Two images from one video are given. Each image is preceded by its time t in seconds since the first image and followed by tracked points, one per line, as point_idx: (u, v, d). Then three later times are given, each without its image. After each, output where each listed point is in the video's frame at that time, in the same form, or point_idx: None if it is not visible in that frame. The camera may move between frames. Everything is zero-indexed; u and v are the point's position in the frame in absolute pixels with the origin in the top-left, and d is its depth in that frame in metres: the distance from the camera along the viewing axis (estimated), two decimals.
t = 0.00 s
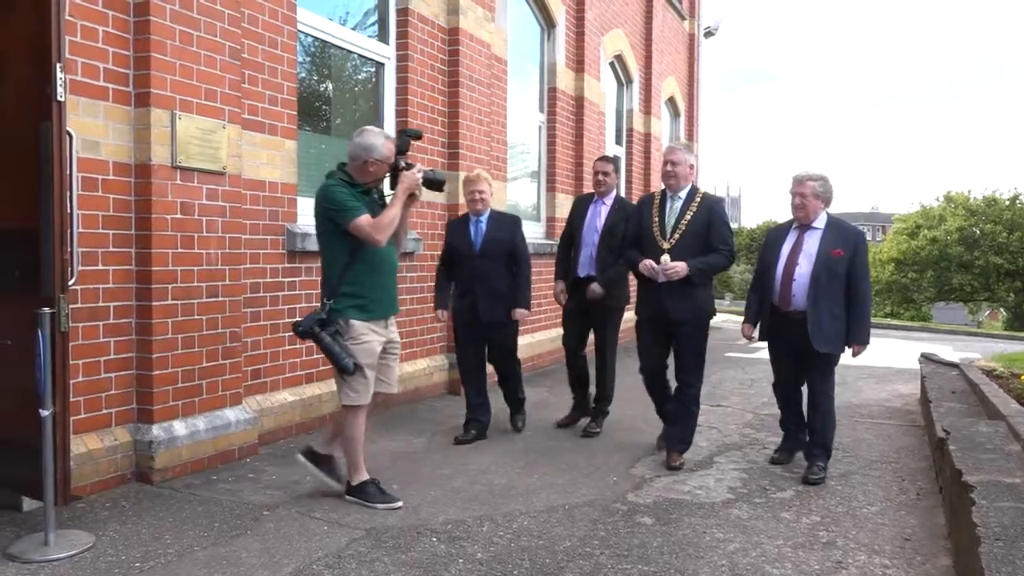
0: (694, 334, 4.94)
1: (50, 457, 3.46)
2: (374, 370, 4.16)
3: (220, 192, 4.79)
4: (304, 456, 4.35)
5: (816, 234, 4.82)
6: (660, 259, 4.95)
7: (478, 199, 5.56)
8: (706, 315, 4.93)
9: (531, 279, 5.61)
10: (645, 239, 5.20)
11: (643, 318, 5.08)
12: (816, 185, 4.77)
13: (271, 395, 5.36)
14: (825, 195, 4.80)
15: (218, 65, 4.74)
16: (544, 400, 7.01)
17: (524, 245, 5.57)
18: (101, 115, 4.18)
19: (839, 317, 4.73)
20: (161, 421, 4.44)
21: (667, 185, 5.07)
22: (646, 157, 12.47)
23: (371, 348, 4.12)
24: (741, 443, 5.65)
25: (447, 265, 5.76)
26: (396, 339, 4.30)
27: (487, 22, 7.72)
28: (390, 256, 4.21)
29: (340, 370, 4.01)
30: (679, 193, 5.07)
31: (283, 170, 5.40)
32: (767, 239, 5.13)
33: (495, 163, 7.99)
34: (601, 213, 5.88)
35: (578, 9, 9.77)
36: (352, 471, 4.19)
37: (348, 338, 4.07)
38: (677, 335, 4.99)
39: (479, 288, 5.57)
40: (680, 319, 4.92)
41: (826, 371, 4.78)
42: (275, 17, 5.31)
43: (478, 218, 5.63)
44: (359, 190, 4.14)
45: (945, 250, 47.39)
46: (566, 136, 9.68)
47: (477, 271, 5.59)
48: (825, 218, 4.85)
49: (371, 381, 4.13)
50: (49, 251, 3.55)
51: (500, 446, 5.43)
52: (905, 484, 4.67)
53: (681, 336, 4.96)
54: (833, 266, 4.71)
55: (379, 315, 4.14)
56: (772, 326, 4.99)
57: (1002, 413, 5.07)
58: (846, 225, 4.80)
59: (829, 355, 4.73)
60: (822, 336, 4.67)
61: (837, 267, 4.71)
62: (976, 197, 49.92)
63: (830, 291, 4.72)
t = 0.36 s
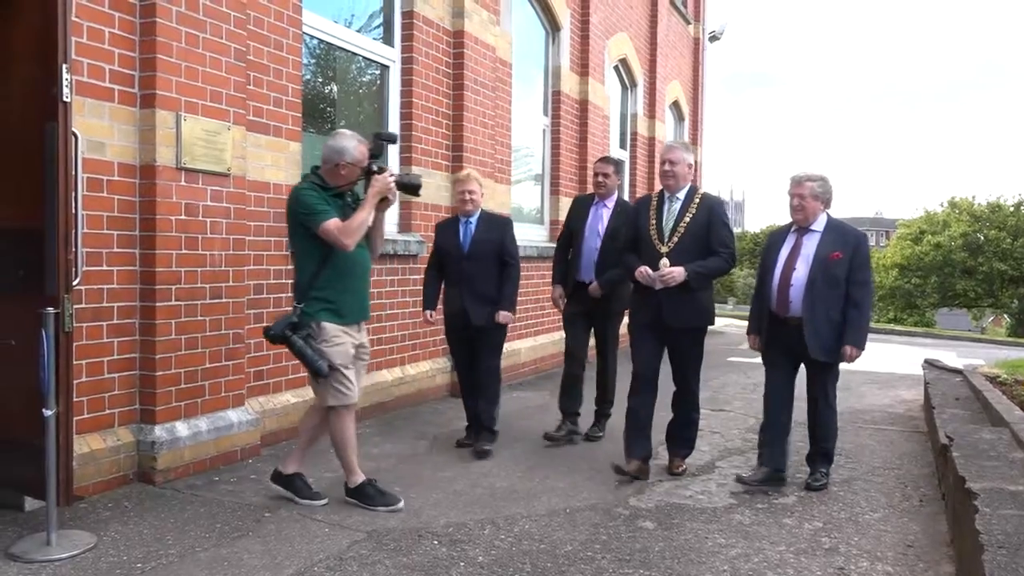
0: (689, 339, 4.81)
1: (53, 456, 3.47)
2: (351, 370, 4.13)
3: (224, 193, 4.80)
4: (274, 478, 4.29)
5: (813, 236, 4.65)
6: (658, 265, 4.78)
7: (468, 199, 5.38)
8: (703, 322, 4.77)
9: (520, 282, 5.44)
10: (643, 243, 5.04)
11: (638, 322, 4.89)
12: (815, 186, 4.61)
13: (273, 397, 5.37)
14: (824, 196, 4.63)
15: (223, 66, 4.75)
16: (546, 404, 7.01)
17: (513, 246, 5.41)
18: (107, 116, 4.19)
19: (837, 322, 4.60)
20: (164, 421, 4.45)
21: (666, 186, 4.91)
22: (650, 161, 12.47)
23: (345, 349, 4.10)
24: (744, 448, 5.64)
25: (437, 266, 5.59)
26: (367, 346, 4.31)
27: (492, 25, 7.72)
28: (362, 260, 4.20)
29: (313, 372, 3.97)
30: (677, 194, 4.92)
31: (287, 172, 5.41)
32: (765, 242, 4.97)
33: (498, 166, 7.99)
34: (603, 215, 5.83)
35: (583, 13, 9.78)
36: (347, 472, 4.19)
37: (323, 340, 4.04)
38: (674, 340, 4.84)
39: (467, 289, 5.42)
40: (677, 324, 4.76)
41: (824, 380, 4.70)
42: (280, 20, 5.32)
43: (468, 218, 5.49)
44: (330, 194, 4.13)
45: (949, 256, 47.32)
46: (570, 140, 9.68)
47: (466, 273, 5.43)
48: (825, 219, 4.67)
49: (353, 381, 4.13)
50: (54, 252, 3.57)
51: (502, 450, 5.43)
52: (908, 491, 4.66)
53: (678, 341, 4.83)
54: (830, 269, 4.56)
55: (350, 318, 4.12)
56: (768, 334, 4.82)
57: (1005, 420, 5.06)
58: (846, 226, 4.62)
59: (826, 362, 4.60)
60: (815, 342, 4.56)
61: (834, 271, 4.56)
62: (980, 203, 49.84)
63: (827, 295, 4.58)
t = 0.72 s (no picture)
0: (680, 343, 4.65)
1: (55, 452, 3.47)
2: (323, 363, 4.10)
3: (230, 191, 4.80)
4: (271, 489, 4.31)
5: (790, 239, 4.51)
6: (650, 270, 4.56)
7: (466, 199, 5.22)
8: (696, 326, 4.58)
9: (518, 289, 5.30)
10: (629, 246, 4.82)
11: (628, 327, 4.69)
12: (788, 189, 4.46)
13: (275, 395, 5.37)
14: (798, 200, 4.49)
15: (231, 64, 4.76)
16: (548, 406, 7.00)
17: (511, 250, 5.24)
18: (114, 112, 4.20)
19: (822, 326, 4.45)
20: (167, 418, 4.45)
21: (651, 186, 4.71)
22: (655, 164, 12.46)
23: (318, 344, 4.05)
24: (746, 453, 5.63)
25: (432, 269, 5.44)
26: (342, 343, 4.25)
27: (499, 27, 7.73)
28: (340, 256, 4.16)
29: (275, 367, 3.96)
30: (664, 194, 4.73)
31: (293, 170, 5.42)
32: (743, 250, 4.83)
33: (504, 167, 7.99)
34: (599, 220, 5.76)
35: (590, 16, 9.78)
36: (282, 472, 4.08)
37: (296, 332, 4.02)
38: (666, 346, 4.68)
39: (459, 292, 5.25)
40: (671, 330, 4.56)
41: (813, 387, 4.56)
42: (288, 18, 5.33)
43: (467, 218, 5.31)
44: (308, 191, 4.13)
45: (953, 263, 47.24)
46: (575, 142, 9.68)
47: (461, 275, 5.25)
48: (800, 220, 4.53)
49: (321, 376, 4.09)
50: (60, 248, 3.57)
51: (503, 451, 5.42)
52: (910, 498, 4.65)
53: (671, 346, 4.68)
54: (812, 274, 4.42)
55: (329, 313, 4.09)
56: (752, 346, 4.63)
57: (1008, 429, 5.05)
58: (822, 227, 4.49)
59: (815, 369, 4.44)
60: (804, 350, 4.41)
61: (815, 276, 4.42)
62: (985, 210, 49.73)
63: (810, 299, 4.44)
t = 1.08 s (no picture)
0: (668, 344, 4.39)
1: (65, 455, 3.48)
2: (289, 371, 4.11)
3: (238, 195, 4.82)
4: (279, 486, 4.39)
5: (775, 237, 4.34)
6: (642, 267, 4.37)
7: (469, 196, 5.14)
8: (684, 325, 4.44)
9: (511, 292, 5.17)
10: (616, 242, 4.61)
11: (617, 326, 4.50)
12: (773, 184, 4.28)
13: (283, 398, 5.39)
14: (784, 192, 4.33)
15: (238, 68, 4.77)
16: (555, 408, 7.00)
17: (508, 251, 5.13)
18: (122, 116, 4.22)
19: (811, 327, 4.24)
20: (175, 421, 4.46)
21: (641, 179, 4.51)
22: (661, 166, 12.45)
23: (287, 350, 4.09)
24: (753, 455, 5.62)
25: (428, 266, 5.38)
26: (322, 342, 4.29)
27: (505, 29, 7.74)
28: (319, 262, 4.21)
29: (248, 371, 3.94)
30: (653, 189, 4.54)
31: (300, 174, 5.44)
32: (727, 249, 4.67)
33: (510, 170, 8.01)
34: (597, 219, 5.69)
35: (596, 18, 9.78)
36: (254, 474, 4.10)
37: (264, 337, 4.05)
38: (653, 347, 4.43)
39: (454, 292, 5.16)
40: (661, 329, 4.37)
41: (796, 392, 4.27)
42: (295, 22, 5.34)
43: (467, 218, 5.25)
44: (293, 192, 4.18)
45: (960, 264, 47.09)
46: (581, 144, 9.69)
47: (459, 274, 5.18)
48: (786, 217, 4.37)
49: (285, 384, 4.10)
50: (69, 251, 3.59)
51: (510, 454, 5.42)
52: (918, 500, 4.64)
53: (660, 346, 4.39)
54: (799, 271, 4.23)
55: (304, 321, 4.15)
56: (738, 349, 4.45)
57: (1017, 430, 5.03)
58: (809, 223, 4.32)
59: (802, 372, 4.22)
60: (792, 351, 4.18)
61: (802, 272, 4.23)
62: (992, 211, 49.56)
63: (796, 298, 4.24)
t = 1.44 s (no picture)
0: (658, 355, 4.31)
1: (71, 454, 3.50)
2: (282, 372, 4.14)
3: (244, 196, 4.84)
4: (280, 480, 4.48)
5: (771, 244, 4.21)
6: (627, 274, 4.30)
7: (464, 198, 5.01)
8: (675, 336, 4.33)
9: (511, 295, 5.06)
10: (608, 247, 4.54)
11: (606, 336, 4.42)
12: (779, 187, 4.15)
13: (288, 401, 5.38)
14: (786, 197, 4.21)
15: (245, 70, 4.79)
16: (559, 410, 7.00)
17: (506, 253, 5.03)
18: (130, 118, 4.24)
19: (800, 341, 4.14)
20: (182, 421, 4.48)
21: (633, 182, 4.44)
22: (666, 168, 12.44)
23: (281, 351, 4.13)
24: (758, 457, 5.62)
25: (425, 269, 5.22)
26: (319, 341, 4.34)
27: (511, 31, 7.76)
28: (310, 267, 4.26)
29: (246, 371, 3.94)
30: (647, 191, 4.46)
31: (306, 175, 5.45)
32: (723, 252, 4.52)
33: (515, 172, 8.01)
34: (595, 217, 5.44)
35: (601, 20, 9.79)
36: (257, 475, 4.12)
37: (258, 339, 4.07)
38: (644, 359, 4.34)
39: (450, 295, 5.04)
40: (650, 340, 4.29)
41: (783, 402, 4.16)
42: (301, 24, 5.36)
43: (462, 219, 5.13)
44: (288, 193, 4.19)
45: (966, 267, 46.97)
46: (586, 145, 9.69)
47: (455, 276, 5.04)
48: (785, 224, 4.25)
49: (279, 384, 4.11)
50: (76, 252, 3.60)
51: (514, 455, 5.42)
52: (924, 503, 4.63)
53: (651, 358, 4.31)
54: (792, 282, 4.11)
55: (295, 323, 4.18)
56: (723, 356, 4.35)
57: None
58: (807, 233, 4.20)
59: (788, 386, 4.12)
60: (777, 365, 4.07)
61: (795, 284, 4.11)
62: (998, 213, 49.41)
63: (787, 310, 4.12)
